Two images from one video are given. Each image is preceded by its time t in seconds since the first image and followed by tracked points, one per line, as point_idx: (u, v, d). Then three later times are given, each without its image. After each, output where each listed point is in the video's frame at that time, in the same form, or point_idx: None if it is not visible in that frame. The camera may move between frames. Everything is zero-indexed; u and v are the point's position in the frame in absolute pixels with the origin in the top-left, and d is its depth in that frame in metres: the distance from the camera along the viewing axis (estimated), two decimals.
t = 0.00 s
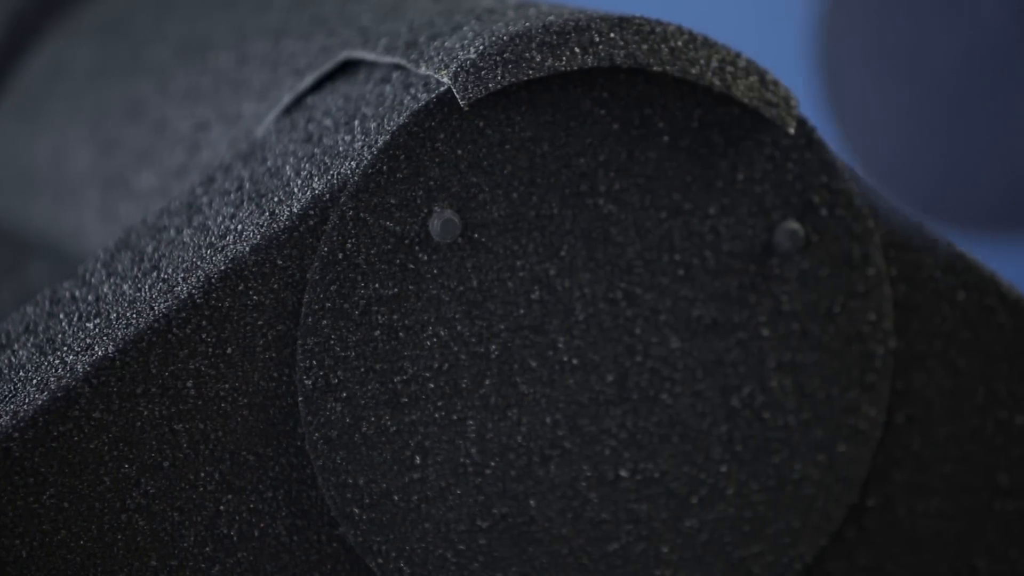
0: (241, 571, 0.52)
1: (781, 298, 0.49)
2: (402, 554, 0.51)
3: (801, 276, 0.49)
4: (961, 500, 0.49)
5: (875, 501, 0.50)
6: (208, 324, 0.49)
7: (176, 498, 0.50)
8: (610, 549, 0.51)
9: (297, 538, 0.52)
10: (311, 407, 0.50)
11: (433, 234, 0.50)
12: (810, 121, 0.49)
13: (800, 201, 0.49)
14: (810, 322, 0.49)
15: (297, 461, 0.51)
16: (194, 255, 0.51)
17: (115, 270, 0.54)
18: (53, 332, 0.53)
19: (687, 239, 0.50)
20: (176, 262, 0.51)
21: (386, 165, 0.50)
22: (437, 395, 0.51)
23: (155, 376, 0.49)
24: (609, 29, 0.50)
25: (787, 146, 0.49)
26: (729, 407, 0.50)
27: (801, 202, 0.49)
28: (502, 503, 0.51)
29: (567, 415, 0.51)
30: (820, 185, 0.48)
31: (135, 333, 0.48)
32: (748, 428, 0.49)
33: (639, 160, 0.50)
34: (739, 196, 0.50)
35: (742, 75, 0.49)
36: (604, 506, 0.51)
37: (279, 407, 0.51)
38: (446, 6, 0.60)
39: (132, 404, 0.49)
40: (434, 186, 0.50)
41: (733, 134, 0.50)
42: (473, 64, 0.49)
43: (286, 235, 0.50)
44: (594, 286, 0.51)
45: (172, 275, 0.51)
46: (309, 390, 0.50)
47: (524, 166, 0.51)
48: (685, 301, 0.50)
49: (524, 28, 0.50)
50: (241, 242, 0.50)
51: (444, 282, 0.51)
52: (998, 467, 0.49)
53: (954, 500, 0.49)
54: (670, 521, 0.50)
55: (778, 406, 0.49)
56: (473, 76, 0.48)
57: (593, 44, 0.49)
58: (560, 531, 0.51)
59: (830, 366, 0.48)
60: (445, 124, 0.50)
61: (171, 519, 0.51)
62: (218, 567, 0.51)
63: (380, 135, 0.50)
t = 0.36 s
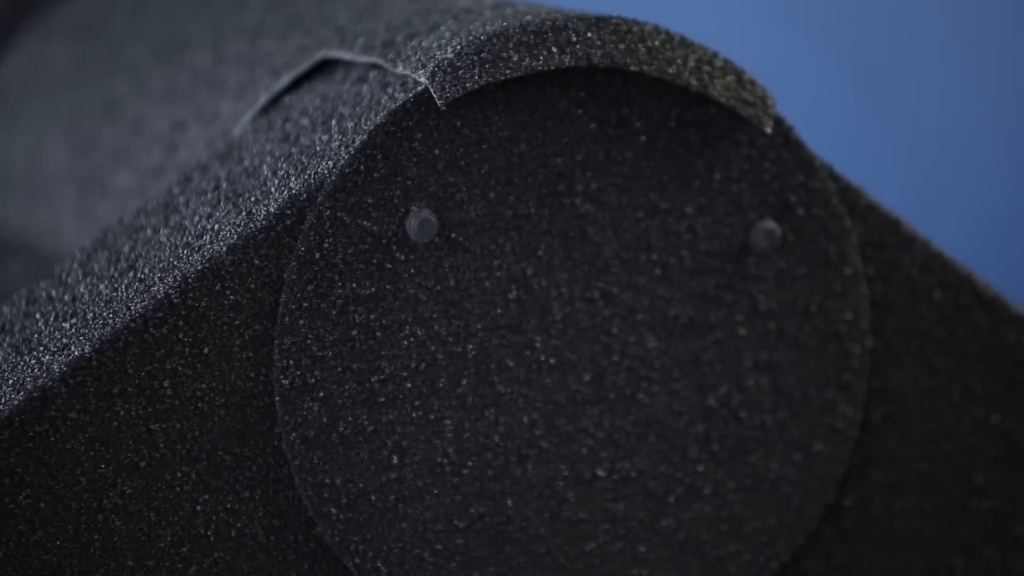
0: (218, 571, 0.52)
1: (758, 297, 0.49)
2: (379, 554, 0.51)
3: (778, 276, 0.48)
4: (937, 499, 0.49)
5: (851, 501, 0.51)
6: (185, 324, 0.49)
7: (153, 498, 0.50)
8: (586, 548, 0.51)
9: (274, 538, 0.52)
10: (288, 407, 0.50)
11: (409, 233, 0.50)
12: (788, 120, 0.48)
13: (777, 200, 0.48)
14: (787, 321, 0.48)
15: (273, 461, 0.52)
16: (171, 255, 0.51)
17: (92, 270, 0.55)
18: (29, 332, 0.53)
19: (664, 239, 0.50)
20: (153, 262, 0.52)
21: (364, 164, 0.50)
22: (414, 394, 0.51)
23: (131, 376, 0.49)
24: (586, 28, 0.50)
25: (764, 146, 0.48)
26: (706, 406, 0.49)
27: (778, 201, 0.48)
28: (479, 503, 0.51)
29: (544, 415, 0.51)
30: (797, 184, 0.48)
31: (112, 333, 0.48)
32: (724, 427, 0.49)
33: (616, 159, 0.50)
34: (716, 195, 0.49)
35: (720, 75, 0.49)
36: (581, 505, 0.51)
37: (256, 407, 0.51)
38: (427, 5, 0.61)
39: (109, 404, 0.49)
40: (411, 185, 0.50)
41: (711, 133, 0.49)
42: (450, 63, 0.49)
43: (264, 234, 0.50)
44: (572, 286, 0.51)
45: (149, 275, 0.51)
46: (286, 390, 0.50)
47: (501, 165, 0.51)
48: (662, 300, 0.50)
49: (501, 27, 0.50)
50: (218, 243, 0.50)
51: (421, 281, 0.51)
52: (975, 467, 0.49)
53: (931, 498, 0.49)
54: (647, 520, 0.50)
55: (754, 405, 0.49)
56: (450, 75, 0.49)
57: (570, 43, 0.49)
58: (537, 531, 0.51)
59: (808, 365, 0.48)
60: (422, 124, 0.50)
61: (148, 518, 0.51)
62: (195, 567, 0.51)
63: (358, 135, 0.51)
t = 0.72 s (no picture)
0: (180, 571, 0.52)
1: (721, 294, 0.48)
2: (341, 553, 0.51)
3: (740, 273, 0.48)
4: (900, 496, 0.49)
5: (814, 497, 0.50)
6: (147, 323, 0.50)
7: (114, 498, 0.50)
8: (549, 546, 0.51)
9: (236, 537, 0.52)
10: (251, 405, 0.50)
11: (372, 231, 0.50)
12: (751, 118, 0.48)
13: (740, 198, 0.48)
14: (750, 319, 0.48)
15: (236, 460, 0.51)
16: (133, 254, 0.51)
17: (53, 269, 0.56)
18: None
19: (628, 236, 0.49)
20: (115, 262, 0.52)
21: (327, 162, 0.50)
22: (377, 393, 0.51)
23: (93, 375, 0.49)
24: (550, 26, 0.49)
25: (727, 143, 0.48)
26: (669, 404, 0.49)
27: (741, 199, 0.48)
28: (442, 501, 0.51)
29: (507, 413, 0.51)
30: (760, 181, 0.47)
31: (73, 331, 0.49)
32: (687, 425, 0.49)
33: (579, 158, 0.50)
34: (679, 193, 0.49)
35: (683, 73, 0.48)
36: (544, 503, 0.51)
37: (219, 406, 0.51)
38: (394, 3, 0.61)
39: (70, 403, 0.49)
40: (374, 184, 0.50)
41: (674, 131, 0.49)
42: (413, 61, 0.49)
43: (226, 233, 0.50)
44: (535, 284, 0.50)
45: (110, 273, 0.51)
46: (249, 388, 0.50)
47: (464, 163, 0.50)
48: (626, 298, 0.50)
49: (464, 25, 0.50)
50: (180, 242, 0.50)
51: (384, 279, 0.50)
52: (936, 463, 0.49)
53: (893, 495, 0.50)
54: (610, 518, 0.50)
55: (717, 403, 0.49)
56: (413, 73, 0.49)
57: (533, 41, 0.49)
58: (500, 528, 0.51)
59: (770, 362, 0.48)
60: (385, 122, 0.50)
61: (109, 518, 0.51)
62: (157, 567, 0.51)
63: (321, 134, 0.51)
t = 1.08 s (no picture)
0: (138, 571, 0.53)
1: (679, 293, 0.48)
2: (300, 553, 0.52)
3: (698, 273, 0.47)
4: (856, 495, 0.47)
5: (771, 496, 0.49)
6: (104, 322, 0.50)
7: (72, 499, 0.52)
8: (509, 546, 0.51)
9: (194, 537, 0.53)
10: (209, 405, 0.51)
11: (329, 231, 0.50)
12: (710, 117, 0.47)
13: (698, 197, 0.47)
14: (708, 318, 0.47)
15: (194, 460, 0.52)
16: (91, 254, 0.52)
17: (11, 269, 0.57)
18: None
19: (586, 235, 0.49)
20: (72, 261, 0.53)
21: (284, 162, 0.50)
22: (336, 392, 0.51)
23: (51, 375, 0.50)
24: (508, 24, 0.48)
25: (685, 142, 0.47)
26: (628, 403, 0.49)
27: (700, 198, 0.47)
28: (402, 501, 0.51)
29: (466, 412, 0.51)
30: (719, 181, 0.47)
31: (30, 331, 0.49)
32: (646, 424, 0.49)
33: (538, 157, 0.49)
34: (637, 191, 0.48)
35: (641, 72, 0.48)
36: (503, 503, 0.51)
37: (177, 406, 0.52)
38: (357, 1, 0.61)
39: (27, 404, 0.50)
40: (332, 183, 0.50)
41: (632, 130, 0.48)
42: (371, 61, 0.48)
43: (183, 232, 0.50)
44: (493, 283, 0.50)
45: (67, 273, 0.52)
46: (207, 388, 0.51)
47: (423, 162, 0.50)
48: (584, 297, 0.49)
49: (422, 25, 0.49)
50: (138, 241, 0.51)
51: (342, 279, 0.51)
52: (894, 462, 0.47)
53: (848, 494, 0.48)
54: (569, 517, 0.50)
55: (676, 403, 0.48)
56: (370, 72, 0.48)
57: (491, 40, 0.48)
58: (459, 528, 0.51)
59: (729, 362, 0.47)
60: (344, 121, 0.50)
61: (67, 519, 0.52)
62: (115, 566, 0.53)
63: (280, 133, 0.50)
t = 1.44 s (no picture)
0: (112, 571, 0.54)
1: (654, 292, 0.47)
2: (275, 553, 0.52)
3: (674, 272, 0.47)
4: (831, 494, 0.47)
5: (748, 495, 0.49)
6: (78, 322, 0.51)
7: (46, 498, 0.53)
8: (484, 545, 0.51)
9: (169, 538, 0.53)
10: (183, 404, 0.51)
11: (303, 231, 0.50)
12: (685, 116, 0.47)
13: (673, 196, 0.47)
14: (683, 317, 0.47)
15: (169, 460, 0.53)
16: (65, 254, 0.53)
17: None
18: None
19: (561, 234, 0.49)
20: (46, 262, 0.54)
21: (258, 161, 0.50)
22: (310, 392, 0.51)
23: (25, 375, 0.52)
24: (481, 24, 0.48)
25: (659, 142, 0.47)
26: (603, 402, 0.49)
27: (674, 197, 0.47)
28: (376, 500, 0.51)
29: (441, 412, 0.51)
30: (694, 180, 0.47)
31: (4, 332, 0.51)
32: (621, 424, 0.49)
33: (512, 156, 0.49)
34: (612, 191, 0.48)
35: (615, 71, 0.47)
36: (478, 503, 0.51)
37: (152, 405, 0.52)
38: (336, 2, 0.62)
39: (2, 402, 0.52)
40: (306, 182, 0.50)
41: (606, 129, 0.48)
42: (345, 60, 0.49)
43: (156, 232, 0.51)
44: (468, 282, 0.50)
45: (41, 273, 0.53)
46: (181, 388, 0.51)
47: (397, 161, 0.50)
48: (559, 297, 0.49)
49: (396, 25, 0.50)
50: (112, 241, 0.51)
51: (317, 279, 0.51)
52: (868, 462, 0.46)
53: (823, 493, 0.47)
54: (544, 517, 0.50)
55: (652, 402, 0.48)
56: (344, 71, 0.48)
57: (465, 39, 0.48)
58: (434, 528, 0.51)
59: (704, 360, 0.47)
60: (318, 120, 0.50)
61: (40, 518, 0.53)
62: (89, 566, 0.54)
63: (254, 132, 0.51)
